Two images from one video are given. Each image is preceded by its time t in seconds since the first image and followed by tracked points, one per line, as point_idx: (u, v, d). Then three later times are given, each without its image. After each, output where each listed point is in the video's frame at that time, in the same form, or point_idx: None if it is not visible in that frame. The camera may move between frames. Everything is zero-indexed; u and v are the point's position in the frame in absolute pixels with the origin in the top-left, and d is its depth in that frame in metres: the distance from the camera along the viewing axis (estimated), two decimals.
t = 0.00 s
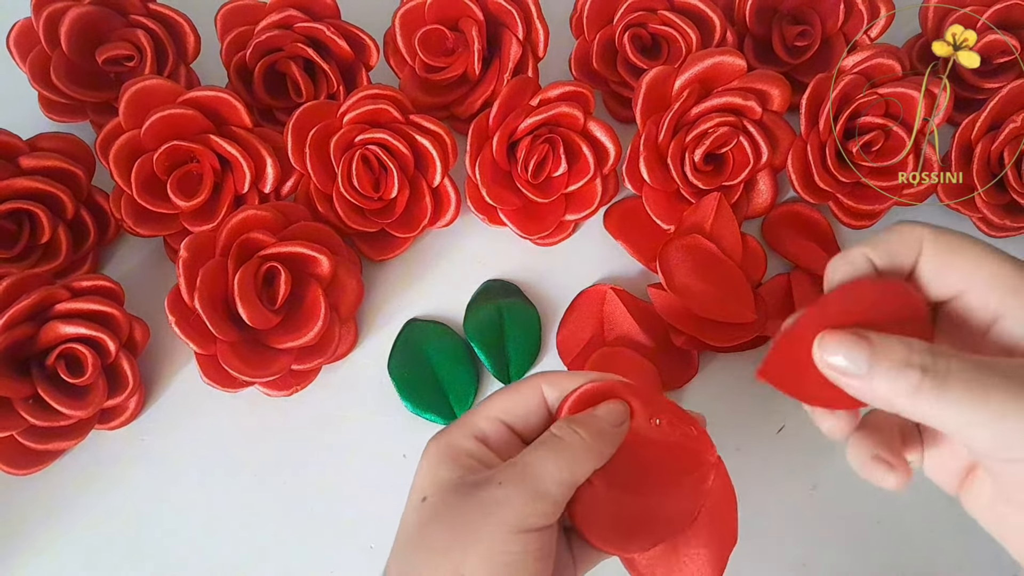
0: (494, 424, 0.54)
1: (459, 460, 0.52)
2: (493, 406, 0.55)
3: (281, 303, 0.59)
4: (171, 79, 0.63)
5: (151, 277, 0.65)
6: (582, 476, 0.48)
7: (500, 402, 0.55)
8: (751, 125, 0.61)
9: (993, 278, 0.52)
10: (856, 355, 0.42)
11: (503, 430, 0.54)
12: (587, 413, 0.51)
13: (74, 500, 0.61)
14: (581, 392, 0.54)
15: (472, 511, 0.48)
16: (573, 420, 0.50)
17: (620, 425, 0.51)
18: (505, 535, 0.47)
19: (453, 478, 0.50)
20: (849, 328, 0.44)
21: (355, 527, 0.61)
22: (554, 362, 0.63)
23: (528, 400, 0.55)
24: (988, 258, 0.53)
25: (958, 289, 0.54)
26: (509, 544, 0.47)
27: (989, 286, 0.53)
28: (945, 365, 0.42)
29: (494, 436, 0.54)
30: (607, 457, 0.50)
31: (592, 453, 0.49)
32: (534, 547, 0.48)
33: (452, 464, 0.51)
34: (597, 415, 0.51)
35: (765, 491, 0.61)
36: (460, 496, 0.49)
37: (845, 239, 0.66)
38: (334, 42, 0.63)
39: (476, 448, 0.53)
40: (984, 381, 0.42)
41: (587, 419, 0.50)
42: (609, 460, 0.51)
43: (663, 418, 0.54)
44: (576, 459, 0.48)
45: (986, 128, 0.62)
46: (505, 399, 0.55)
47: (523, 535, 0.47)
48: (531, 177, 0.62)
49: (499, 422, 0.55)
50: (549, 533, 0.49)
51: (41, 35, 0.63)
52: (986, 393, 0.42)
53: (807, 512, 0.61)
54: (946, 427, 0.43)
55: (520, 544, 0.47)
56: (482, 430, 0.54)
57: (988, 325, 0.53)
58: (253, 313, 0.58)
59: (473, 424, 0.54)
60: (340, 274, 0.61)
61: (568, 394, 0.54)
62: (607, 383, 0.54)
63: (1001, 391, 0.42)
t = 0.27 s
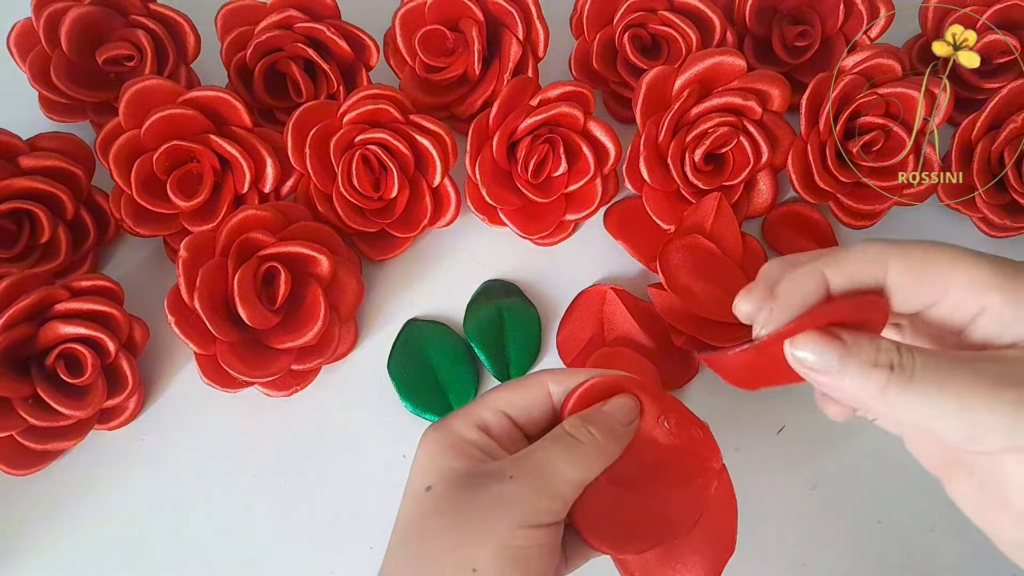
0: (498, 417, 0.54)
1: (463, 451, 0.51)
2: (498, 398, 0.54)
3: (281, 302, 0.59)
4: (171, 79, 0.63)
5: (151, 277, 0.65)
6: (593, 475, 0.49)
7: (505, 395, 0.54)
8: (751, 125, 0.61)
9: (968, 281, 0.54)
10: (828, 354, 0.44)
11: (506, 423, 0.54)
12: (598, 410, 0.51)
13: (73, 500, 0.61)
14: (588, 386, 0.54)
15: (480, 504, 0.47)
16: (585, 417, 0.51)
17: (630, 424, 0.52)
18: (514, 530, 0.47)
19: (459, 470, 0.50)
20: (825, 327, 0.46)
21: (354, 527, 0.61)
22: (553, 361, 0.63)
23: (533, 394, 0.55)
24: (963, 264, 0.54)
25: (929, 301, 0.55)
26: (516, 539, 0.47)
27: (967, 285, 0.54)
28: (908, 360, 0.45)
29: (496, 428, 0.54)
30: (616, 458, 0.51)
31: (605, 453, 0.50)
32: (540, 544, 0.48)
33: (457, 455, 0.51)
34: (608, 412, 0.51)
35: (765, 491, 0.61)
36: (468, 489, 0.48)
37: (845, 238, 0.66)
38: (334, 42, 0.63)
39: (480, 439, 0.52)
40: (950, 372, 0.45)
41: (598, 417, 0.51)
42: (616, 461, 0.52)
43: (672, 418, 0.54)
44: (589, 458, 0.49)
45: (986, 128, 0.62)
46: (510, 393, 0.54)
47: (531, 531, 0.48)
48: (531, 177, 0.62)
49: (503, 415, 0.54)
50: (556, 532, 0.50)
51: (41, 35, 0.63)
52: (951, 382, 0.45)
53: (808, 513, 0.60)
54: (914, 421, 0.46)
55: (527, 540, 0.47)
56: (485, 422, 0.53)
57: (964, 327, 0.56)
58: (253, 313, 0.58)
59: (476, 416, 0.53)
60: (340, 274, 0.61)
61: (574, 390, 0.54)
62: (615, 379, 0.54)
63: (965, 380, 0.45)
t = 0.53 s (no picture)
0: (502, 415, 0.53)
1: (468, 450, 0.50)
2: (503, 396, 0.54)
3: (281, 302, 0.59)
4: (170, 79, 0.63)
5: (151, 277, 0.65)
6: (599, 478, 0.50)
7: (510, 394, 0.54)
8: (751, 125, 0.61)
9: (958, 276, 0.52)
10: (811, 385, 0.43)
11: (509, 421, 0.54)
12: (603, 411, 0.51)
13: (73, 500, 0.61)
14: (593, 387, 0.54)
15: (488, 504, 0.47)
16: (591, 418, 0.51)
17: (636, 425, 0.52)
18: (521, 531, 0.47)
19: (465, 469, 0.49)
20: (803, 355, 0.46)
21: (354, 527, 0.61)
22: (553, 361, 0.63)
23: (538, 394, 0.54)
24: (955, 260, 0.53)
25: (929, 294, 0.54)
26: (523, 541, 0.47)
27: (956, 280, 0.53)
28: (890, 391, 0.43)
29: (500, 426, 0.53)
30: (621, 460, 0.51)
31: (611, 456, 0.50)
32: (544, 545, 0.48)
33: (462, 453, 0.50)
34: (614, 413, 0.51)
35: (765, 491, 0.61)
36: (474, 488, 0.48)
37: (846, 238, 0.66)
38: (334, 41, 0.63)
39: (485, 437, 0.52)
40: (944, 400, 0.43)
41: (604, 418, 0.51)
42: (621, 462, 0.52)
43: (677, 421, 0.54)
44: (595, 461, 0.49)
45: (986, 128, 0.62)
46: (515, 391, 0.54)
47: (537, 533, 0.48)
48: (531, 177, 0.62)
49: (507, 413, 0.54)
50: (559, 533, 0.50)
51: (40, 35, 0.62)
52: (946, 410, 0.43)
53: (808, 513, 0.61)
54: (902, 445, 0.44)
55: (533, 542, 0.48)
56: (490, 420, 0.53)
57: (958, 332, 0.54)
58: (253, 313, 0.58)
59: (481, 413, 0.53)
60: (340, 274, 0.61)
61: (580, 391, 0.54)
62: (620, 380, 0.54)
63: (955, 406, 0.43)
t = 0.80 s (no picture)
0: (496, 410, 0.53)
1: (462, 445, 0.50)
2: (496, 391, 0.54)
3: (281, 302, 0.59)
4: (170, 79, 0.63)
5: (151, 277, 0.65)
6: (593, 474, 0.50)
7: (505, 389, 0.54)
8: (751, 125, 0.61)
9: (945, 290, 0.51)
10: (810, 384, 0.43)
11: (503, 417, 0.54)
12: (595, 407, 0.51)
13: (73, 500, 0.61)
14: (586, 382, 0.54)
15: (483, 501, 0.47)
16: (582, 415, 0.51)
17: (628, 419, 0.52)
18: (517, 528, 0.47)
19: (459, 465, 0.49)
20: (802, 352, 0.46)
21: (354, 528, 0.61)
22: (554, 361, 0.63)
23: (531, 389, 0.54)
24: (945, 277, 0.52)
25: (915, 314, 0.52)
26: (519, 537, 0.47)
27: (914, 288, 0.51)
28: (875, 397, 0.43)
29: (494, 421, 0.53)
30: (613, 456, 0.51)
31: (604, 452, 0.50)
32: (541, 542, 0.49)
33: (456, 449, 0.50)
34: (605, 410, 0.51)
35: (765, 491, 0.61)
36: (469, 484, 0.48)
37: (846, 238, 0.66)
38: (334, 41, 0.63)
39: (479, 433, 0.52)
40: (932, 397, 0.43)
41: (595, 415, 0.51)
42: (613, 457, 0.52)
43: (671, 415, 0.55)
44: (588, 458, 0.50)
45: (986, 128, 0.62)
46: (509, 387, 0.54)
47: (534, 529, 0.48)
48: (531, 177, 0.62)
49: (501, 409, 0.54)
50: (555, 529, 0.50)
51: (40, 35, 0.62)
52: (937, 403, 0.43)
53: (808, 513, 0.61)
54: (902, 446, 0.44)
55: (529, 539, 0.48)
56: (483, 415, 0.53)
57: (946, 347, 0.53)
58: (253, 312, 0.58)
59: (475, 409, 0.53)
60: (340, 274, 0.61)
61: (573, 386, 0.54)
62: (610, 375, 0.55)
63: (949, 403, 0.43)
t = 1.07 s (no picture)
0: (504, 413, 0.53)
1: (470, 448, 0.51)
2: (504, 394, 0.54)
3: (281, 302, 0.59)
4: (170, 79, 0.63)
5: (151, 277, 0.65)
6: (603, 481, 0.50)
7: (513, 392, 0.54)
8: (751, 125, 0.61)
9: (903, 291, 0.44)
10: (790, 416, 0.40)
11: (511, 420, 0.53)
12: (605, 413, 0.51)
13: (73, 500, 0.61)
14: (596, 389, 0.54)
15: (491, 506, 0.48)
16: (593, 421, 0.50)
17: (639, 428, 0.51)
18: (525, 535, 0.47)
19: (468, 468, 0.50)
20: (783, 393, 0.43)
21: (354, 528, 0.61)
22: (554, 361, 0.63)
23: (540, 393, 0.54)
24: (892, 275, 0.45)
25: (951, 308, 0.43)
26: (527, 544, 0.47)
27: (874, 285, 0.46)
28: (848, 433, 0.38)
29: (502, 424, 0.53)
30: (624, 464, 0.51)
31: (616, 459, 0.50)
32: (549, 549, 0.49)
33: (465, 451, 0.50)
34: (615, 417, 0.51)
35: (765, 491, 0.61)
36: (477, 488, 0.49)
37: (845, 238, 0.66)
38: (334, 41, 0.63)
39: (488, 436, 0.52)
40: (857, 421, 0.38)
41: (606, 422, 0.50)
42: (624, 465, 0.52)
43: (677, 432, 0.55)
44: (598, 464, 0.49)
45: (986, 128, 0.62)
46: (518, 390, 0.54)
47: (541, 537, 0.48)
48: (531, 177, 0.62)
49: (509, 412, 0.53)
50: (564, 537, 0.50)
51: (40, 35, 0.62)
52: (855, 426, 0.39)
53: (808, 513, 0.61)
54: (909, 491, 0.37)
55: (537, 546, 0.48)
56: (491, 417, 0.53)
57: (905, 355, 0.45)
58: (253, 312, 0.58)
59: (483, 411, 0.53)
60: (340, 274, 0.61)
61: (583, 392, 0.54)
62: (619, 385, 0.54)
63: (873, 417, 0.38)
